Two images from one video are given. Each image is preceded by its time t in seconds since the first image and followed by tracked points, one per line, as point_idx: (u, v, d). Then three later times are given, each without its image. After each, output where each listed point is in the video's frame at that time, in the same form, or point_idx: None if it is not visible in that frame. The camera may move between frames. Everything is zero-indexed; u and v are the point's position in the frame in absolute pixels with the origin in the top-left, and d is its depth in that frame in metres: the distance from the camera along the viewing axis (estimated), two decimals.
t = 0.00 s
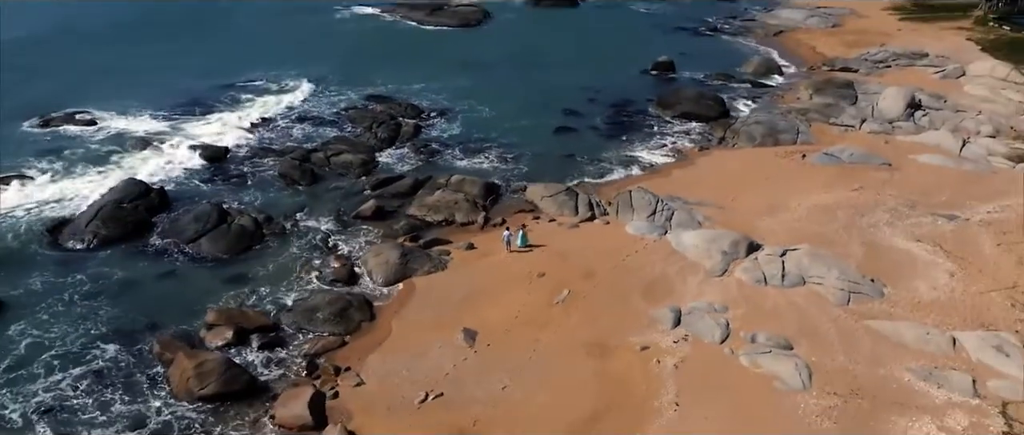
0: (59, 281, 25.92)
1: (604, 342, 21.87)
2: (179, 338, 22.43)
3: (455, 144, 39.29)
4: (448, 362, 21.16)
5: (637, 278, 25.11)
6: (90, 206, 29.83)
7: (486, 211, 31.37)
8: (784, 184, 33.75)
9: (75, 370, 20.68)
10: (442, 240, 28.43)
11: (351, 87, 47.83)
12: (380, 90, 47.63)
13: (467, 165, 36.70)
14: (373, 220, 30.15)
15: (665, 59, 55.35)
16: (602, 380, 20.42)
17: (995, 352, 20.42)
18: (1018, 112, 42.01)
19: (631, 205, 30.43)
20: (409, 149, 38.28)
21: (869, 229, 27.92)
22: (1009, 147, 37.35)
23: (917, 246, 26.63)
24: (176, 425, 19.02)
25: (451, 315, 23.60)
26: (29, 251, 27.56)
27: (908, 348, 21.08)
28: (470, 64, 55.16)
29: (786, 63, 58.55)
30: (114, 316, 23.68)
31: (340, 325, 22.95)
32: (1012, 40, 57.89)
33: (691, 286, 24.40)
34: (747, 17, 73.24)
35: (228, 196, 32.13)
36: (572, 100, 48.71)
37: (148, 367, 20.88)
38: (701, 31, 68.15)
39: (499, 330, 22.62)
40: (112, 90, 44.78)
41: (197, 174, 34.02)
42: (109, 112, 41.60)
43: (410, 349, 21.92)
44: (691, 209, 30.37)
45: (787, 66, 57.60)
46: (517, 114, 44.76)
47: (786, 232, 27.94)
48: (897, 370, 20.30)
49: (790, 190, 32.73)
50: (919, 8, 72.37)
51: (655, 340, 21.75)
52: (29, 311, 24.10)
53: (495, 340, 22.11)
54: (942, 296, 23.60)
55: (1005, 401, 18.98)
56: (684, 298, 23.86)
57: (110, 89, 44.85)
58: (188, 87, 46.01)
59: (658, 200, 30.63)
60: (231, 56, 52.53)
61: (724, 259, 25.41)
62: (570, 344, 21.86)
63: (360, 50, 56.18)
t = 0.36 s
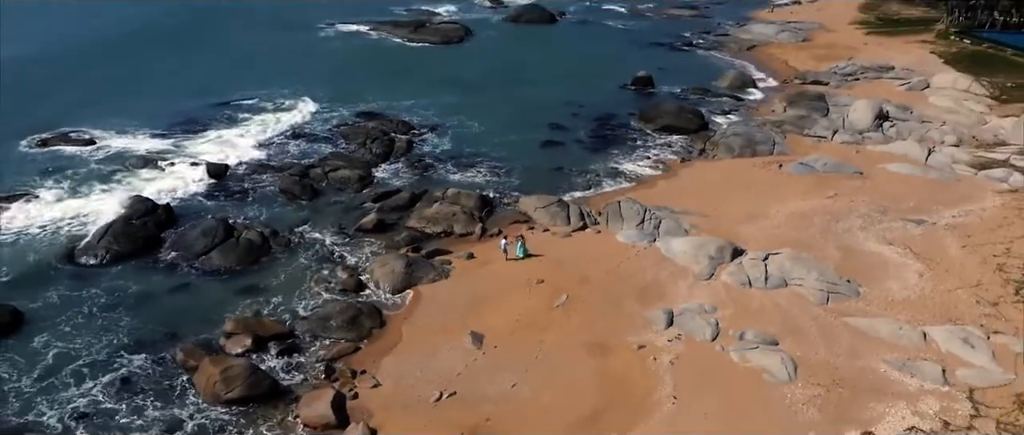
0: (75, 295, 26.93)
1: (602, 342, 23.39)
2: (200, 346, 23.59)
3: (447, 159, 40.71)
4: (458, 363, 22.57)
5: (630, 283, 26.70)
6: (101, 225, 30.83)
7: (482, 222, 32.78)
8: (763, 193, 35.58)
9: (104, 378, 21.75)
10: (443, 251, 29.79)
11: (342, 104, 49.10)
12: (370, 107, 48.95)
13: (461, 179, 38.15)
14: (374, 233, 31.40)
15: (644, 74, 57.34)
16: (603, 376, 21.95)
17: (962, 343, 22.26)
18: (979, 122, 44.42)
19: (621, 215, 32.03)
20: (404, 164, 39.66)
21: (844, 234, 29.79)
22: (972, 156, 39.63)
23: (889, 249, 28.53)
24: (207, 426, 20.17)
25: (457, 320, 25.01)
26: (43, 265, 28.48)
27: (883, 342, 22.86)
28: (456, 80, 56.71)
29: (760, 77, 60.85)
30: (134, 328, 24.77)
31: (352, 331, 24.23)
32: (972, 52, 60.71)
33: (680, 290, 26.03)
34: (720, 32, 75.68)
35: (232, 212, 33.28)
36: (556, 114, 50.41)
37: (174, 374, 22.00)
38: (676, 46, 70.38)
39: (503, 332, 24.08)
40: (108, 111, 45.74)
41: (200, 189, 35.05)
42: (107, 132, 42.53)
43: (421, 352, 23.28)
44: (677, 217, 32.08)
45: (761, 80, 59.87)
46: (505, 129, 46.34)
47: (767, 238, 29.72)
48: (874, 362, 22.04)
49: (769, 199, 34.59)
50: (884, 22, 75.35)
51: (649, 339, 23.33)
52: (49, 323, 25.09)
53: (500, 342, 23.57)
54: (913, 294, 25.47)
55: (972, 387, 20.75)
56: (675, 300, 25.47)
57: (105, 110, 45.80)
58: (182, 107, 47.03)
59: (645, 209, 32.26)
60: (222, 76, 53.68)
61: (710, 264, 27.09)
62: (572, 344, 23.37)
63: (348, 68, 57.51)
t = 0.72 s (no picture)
0: (98, 305, 28.08)
1: (606, 346, 24.84)
2: (224, 353, 24.85)
3: (448, 173, 42.14)
4: (472, 366, 23.96)
5: (630, 290, 28.18)
6: (120, 241, 32.08)
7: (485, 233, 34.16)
8: (753, 203, 37.24)
9: (137, 384, 23.05)
10: (450, 262, 31.15)
11: (342, 119, 50.45)
12: (370, 122, 50.33)
13: (462, 192, 39.58)
14: (382, 244, 32.71)
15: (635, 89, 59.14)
16: (608, 376, 23.40)
17: (941, 342, 23.89)
18: (956, 134, 46.41)
19: (618, 226, 33.53)
20: (407, 179, 41.04)
21: (830, 242, 31.47)
22: (949, 166, 41.53)
23: (872, 255, 30.23)
24: (237, 426, 21.43)
25: (468, 327, 26.41)
26: (65, 276, 29.58)
27: (868, 341, 24.47)
28: (452, 96, 58.25)
29: (745, 91, 62.82)
30: (159, 336, 25.99)
31: (369, 337, 25.54)
32: (950, 65, 62.94)
33: (678, 296, 27.53)
34: (706, 47, 77.75)
35: (243, 226, 34.53)
36: (550, 128, 52.01)
37: (203, 379, 23.27)
38: (664, 61, 72.32)
39: (513, 337, 25.50)
40: (114, 129, 46.89)
41: (210, 204, 36.23)
42: (115, 149, 43.70)
43: (435, 357, 24.65)
44: (672, 227, 33.64)
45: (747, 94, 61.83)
46: (502, 143, 47.88)
47: (757, 246, 31.34)
48: (861, 360, 23.61)
49: (758, 209, 36.27)
50: (864, 37, 77.69)
51: (650, 342, 24.82)
52: (77, 331, 26.26)
53: (510, 346, 24.99)
54: (895, 297, 27.12)
55: (951, 381, 22.32)
56: (673, 305, 26.96)
57: (111, 128, 46.94)
58: (186, 123, 48.27)
59: (641, 220, 33.77)
60: (222, 94, 54.94)
61: (705, 271, 28.62)
62: (578, 348, 24.82)
63: (345, 84, 58.92)
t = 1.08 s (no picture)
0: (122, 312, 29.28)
1: (611, 349, 26.23)
2: (247, 358, 26.13)
3: (452, 186, 43.54)
4: (484, 369, 25.31)
5: (631, 296, 29.59)
6: (140, 252, 33.24)
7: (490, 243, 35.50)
8: (747, 214, 38.75)
9: (167, 387, 24.35)
10: (458, 271, 32.50)
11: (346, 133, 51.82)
12: (374, 136, 51.74)
13: (466, 204, 40.97)
14: (392, 255, 34.05)
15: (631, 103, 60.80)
16: (613, 377, 24.77)
17: (926, 344, 25.38)
18: (942, 147, 48.12)
19: (618, 236, 34.94)
20: (412, 191, 42.42)
21: (821, 251, 32.97)
22: (935, 178, 43.19)
23: (861, 263, 31.75)
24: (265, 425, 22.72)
25: (478, 332, 27.77)
26: (88, 285, 30.78)
27: (858, 344, 25.94)
28: (452, 110, 59.75)
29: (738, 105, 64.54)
30: (184, 342, 27.23)
31: (385, 342, 26.84)
32: (936, 80, 64.83)
33: (677, 302, 28.95)
34: (699, 61, 79.61)
35: (258, 237, 35.83)
36: (549, 142, 53.52)
37: (230, 383, 24.56)
38: (658, 75, 74.08)
39: (522, 342, 26.88)
40: (125, 145, 48.17)
41: (224, 217, 37.47)
42: (128, 163, 44.98)
43: (449, 360, 25.99)
44: (670, 237, 35.11)
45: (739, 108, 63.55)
46: (504, 157, 49.34)
47: (752, 255, 32.82)
48: (850, 361, 25.05)
49: (751, 219, 37.79)
50: (853, 52, 79.66)
51: (652, 345, 26.23)
52: (104, 337, 27.48)
53: (520, 350, 26.35)
54: (883, 303, 28.62)
55: (935, 380, 23.77)
56: (673, 311, 28.36)
57: (122, 144, 48.20)
58: (195, 139, 49.56)
59: (640, 231, 35.21)
60: (229, 109, 56.32)
61: (703, 279, 30.05)
62: (583, 351, 26.21)
63: (347, 99, 60.34)
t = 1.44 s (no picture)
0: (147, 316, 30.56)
1: (617, 351, 27.57)
2: (271, 359, 27.45)
3: (460, 195, 44.93)
4: (497, 369, 26.64)
5: (636, 301, 30.94)
6: (161, 259, 34.54)
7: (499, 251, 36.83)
8: (745, 222, 40.16)
9: (196, 387, 25.67)
10: (468, 277, 33.83)
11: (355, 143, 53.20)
12: (382, 146, 53.14)
13: (474, 213, 42.33)
14: (405, 261, 35.39)
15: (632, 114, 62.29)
16: (619, 376, 26.12)
17: (916, 345, 26.74)
18: (934, 157, 49.56)
19: (622, 243, 36.27)
20: (422, 200, 43.80)
21: (817, 257, 34.36)
22: (927, 187, 44.62)
23: (856, 269, 33.15)
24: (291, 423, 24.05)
25: (490, 335, 29.12)
26: (114, 292, 32.09)
27: (851, 345, 27.30)
28: (457, 121, 61.19)
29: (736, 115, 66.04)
30: (209, 345, 28.54)
31: (401, 344, 28.16)
32: (930, 90, 66.33)
33: (680, 306, 30.30)
34: (697, 72, 81.19)
35: (274, 245, 37.20)
36: (552, 152, 54.93)
37: (256, 382, 25.90)
38: (657, 86, 75.64)
39: (532, 344, 28.22)
40: (140, 156, 49.52)
41: (240, 226, 38.81)
42: (144, 174, 46.34)
43: (463, 361, 27.32)
44: (672, 244, 36.50)
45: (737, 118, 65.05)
46: (509, 166, 50.75)
47: (751, 261, 34.21)
48: (844, 362, 26.40)
49: (750, 227, 39.19)
50: (849, 62, 81.26)
51: (657, 346, 27.59)
52: (133, 340, 28.80)
53: (531, 352, 27.68)
54: (876, 307, 30.01)
55: (924, 380, 25.13)
56: (676, 315, 29.71)
57: (137, 155, 49.55)
58: (208, 149, 50.93)
59: (643, 238, 36.54)
60: (239, 120, 57.73)
61: (704, 284, 31.40)
62: (591, 353, 27.55)
63: (354, 110, 61.73)
